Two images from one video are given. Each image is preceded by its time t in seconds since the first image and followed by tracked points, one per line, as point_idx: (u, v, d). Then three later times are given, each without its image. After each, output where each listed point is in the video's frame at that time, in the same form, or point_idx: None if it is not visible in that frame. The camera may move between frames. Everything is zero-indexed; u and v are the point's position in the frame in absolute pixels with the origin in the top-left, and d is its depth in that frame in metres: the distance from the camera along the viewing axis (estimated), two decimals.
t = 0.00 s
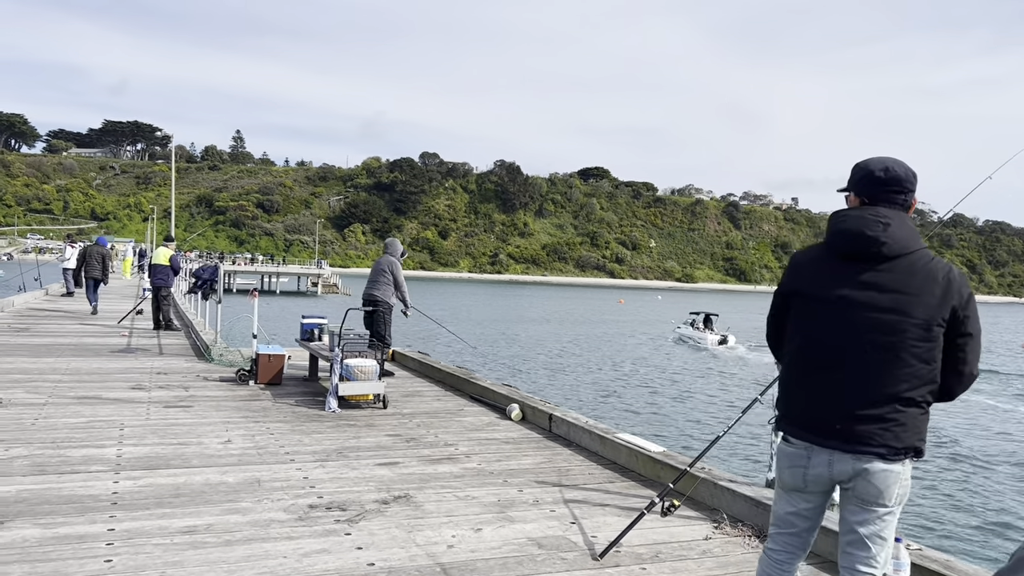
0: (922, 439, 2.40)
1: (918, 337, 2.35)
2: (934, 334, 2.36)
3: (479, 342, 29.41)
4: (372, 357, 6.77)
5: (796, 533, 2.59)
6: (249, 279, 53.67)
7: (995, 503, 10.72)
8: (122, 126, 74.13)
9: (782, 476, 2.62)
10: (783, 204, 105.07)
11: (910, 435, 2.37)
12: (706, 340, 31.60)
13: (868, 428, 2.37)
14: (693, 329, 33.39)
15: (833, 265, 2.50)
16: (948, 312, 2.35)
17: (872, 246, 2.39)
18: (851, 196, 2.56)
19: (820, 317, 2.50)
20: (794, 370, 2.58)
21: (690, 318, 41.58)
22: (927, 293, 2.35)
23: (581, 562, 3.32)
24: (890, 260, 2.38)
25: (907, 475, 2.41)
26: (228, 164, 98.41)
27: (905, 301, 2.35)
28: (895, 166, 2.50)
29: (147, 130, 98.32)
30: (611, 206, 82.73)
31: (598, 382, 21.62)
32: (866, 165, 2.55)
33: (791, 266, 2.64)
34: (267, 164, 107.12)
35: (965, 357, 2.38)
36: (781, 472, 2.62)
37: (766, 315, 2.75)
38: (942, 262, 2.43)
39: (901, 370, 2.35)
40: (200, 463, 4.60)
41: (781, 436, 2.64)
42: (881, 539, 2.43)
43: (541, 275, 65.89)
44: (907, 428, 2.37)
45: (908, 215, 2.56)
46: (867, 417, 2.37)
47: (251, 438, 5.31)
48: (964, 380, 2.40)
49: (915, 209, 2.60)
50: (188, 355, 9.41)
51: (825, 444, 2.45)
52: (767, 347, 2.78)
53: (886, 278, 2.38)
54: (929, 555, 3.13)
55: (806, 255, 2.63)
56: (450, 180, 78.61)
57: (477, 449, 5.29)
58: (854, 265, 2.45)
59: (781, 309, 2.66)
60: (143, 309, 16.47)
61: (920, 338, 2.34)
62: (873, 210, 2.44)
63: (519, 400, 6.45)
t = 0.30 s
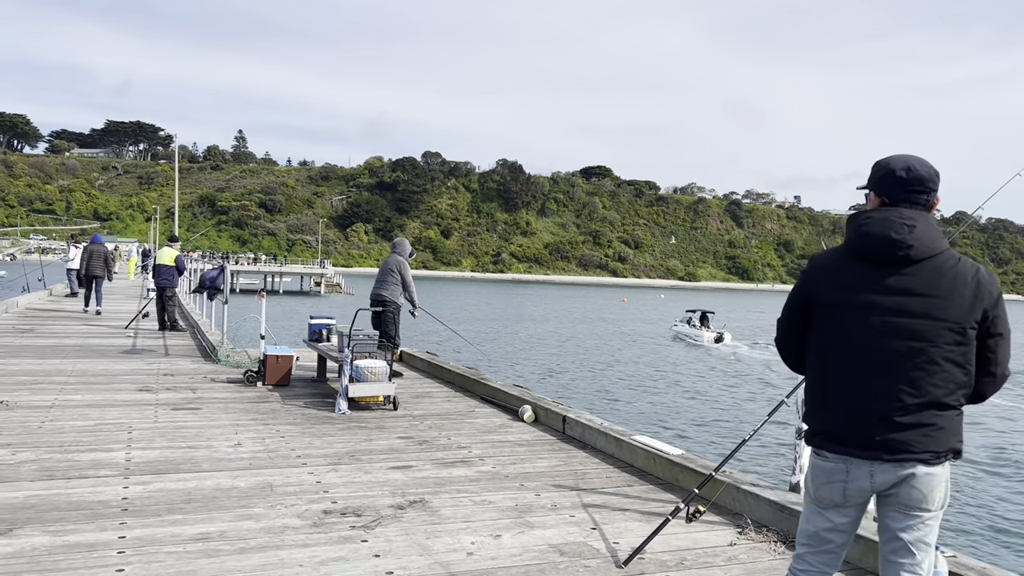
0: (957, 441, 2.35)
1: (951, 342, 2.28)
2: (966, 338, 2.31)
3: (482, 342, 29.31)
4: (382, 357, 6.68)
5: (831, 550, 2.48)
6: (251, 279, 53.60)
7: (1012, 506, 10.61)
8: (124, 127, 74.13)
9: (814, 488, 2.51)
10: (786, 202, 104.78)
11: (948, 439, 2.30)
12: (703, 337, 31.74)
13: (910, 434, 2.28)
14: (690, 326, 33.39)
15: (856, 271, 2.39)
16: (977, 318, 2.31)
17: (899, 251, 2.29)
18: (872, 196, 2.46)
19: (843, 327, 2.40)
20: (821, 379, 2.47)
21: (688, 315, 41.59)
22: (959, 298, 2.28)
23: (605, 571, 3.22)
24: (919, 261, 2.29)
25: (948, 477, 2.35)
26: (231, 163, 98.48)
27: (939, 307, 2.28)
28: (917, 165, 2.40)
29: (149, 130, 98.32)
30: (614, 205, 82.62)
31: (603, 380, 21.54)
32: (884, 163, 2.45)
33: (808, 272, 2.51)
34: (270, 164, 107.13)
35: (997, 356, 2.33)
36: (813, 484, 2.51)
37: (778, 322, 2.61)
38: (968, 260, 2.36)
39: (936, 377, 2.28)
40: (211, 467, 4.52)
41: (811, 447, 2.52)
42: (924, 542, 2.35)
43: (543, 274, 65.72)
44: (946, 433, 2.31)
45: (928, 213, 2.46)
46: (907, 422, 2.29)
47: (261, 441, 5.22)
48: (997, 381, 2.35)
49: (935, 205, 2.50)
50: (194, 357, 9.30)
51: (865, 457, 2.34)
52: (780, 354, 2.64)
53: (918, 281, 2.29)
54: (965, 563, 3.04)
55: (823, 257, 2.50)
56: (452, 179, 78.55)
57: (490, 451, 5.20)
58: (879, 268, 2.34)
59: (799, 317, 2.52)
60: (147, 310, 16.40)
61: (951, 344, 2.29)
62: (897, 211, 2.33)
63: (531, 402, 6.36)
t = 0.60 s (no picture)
0: (987, 450, 2.20)
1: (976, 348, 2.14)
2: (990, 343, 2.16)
3: (483, 342, 29.19)
4: (392, 362, 6.59)
5: (859, 563, 2.29)
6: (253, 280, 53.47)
7: None
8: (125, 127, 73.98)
9: (837, 499, 2.34)
10: (786, 202, 104.63)
11: (978, 448, 2.16)
12: (698, 336, 31.96)
13: (937, 445, 2.14)
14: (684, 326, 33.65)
15: (872, 279, 2.23)
16: (1001, 322, 2.17)
17: (917, 258, 2.14)
18: (884, 200, 2.30)
19: (860, 336, 2.25)
20: (842, 391, 2.31)
21: (683, 314, 41.70)
22: (981, 301, 2.14)
23: None
24: (936, 270, 2.15)
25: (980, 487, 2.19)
26: (232, 164, 98.39)
27: (962, 312, 2.13)
28: (929, 166, 2.24)
29: (150, 130, 98.17)
30: (615, 205, 82.52)
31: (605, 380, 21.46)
32: (896, 166, 2.29)
33: (818, 281, 2.36)
34: (270, 164, 107.05)
35: None
36: (837, 495, 2.34)
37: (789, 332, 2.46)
38: (989, 264, 2.22)
39: (962, 385, 2.14)
40: (220, 475, 4.42)
41: (833, 458, 2.36)
42: (958, 556, 2.18)
43: (545, 274, 65.51)
44: (975, 441, 2.16)
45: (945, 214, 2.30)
46: (934, 432, 2.15)
47: (270, 447, 5.14)
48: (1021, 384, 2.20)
49: (952, 207, 2.33)
50: (199, 359, 9.22)
51: (890, 467, 2.19)
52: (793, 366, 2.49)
53: (939, 289, 2.14)
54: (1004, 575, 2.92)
55: (835, 265, 2.35)
56: (453, 179, 78.37)
57: (504, 457, 5.12)
58: (894, 276, 2.19)
59: (814, 329, 2.37)
60: (149, 311, 16.31)
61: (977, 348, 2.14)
62: (914, 215, 2.19)
63: (543, 406, 6.26)
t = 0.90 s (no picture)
0: None
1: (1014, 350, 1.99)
2: None
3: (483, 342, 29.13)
4: (397, 362, 6.50)
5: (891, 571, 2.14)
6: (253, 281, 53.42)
7: None
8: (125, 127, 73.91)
9: (864, 503, 2.21)
10: (786, 202, 104.65)
11: (1016, 454, 1.99)
12: (692, 333, 32.39)
13: (969, 450, 1.99)
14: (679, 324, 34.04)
15: (899, 278, 2.09)
16: None
17: (948, 255, 2.00)
18: (912, 196, 2.16)
19: (887, 335, 2.11)
20: (866, 392, 2.17)
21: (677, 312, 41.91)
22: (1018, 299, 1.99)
23: None
24: (971, 267, 2.00)
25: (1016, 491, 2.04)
26: (232, 164, 98.36)
27: (995, 309, 1.98)
28: (957, 158, 2.10)
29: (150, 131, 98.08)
30: (615, 205, 82.54)
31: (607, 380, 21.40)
32: (922, 161, 2.16)
33: (845, 282, 2.22)
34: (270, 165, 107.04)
35: None
36: (865, 502, 2.20)
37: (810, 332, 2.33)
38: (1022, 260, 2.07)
39: (997, 387, 1.99)
40: (225, 478, 4.35)
41: (862, 462, 2.21)
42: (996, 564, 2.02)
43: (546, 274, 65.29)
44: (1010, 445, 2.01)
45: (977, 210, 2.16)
46: (966, 435, 1.99)
47: (276, 449, 5.06)
48: None
49: (985, 203, 2.19)
50: (201, 360, 9.14)
51: (921, 471, 2.04)
52: (816, 365, 2.36)
53: (970, 288, 2.00)
54: None
55: (862, 265, 2.22)
56: (453, 179, 78.32)
57: (513, 459, 5.04)
58: (924, 274, 2.05)
59: (838, 327, 2.23)
60: (150, 312, 16.24)
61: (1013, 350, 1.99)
62: (941, 212, 2.04)
63: (551, 407, 6.19)
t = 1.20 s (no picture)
0: None
1: None
2: None
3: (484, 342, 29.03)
4: (401, 363, 6.40)
5: None
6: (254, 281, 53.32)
7: None
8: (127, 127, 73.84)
9: (899, 510, 2.12)
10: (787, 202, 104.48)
11: None
12: (686, 333, 32.52)
13: (1009, 456, 1.91)
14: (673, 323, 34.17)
15: (934, 272, 2.01)
16: None
17: (987, 248, 1.92)
18: (947, 189, 2.07)
19: (922, 331, 2.03)
20: (898, 393, 2.09)
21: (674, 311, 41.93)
22: None
23: None
24: (1010, 263, 1.92)
25: None
26: (233, 164, 98.34)
27: None
28: (995, 149, 2.02)
29: (151, 132, 98.00)
30: (616, 205, 82.47)
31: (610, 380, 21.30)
32: (959, 151, 2.07)
33: (875, 277, 2.14)
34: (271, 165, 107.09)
35: None
36: (899, 509, 2.11)
37: (840, 328, 2.24)
38: None
39: None
40: (227, 481, 4.26)
41: (894, 467, 2.13)
42: None
43: (546, 274, 64.86)
44: None
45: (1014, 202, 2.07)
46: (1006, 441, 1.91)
47: (279, 451, 4.98)
48: None
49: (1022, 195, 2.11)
50: (202, 360, 9.06)
51: (958, 478, 1.96)
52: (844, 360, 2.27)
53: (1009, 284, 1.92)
54: None
55: (894, 259, 2.13)
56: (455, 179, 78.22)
57: (520, 462, 4.95)
58: (962, 269, 1.97)
59: (869, 323, 2.15)
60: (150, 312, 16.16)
61: None
62: (979, 203, 1.95)
63: (557, 408, 6.10)
